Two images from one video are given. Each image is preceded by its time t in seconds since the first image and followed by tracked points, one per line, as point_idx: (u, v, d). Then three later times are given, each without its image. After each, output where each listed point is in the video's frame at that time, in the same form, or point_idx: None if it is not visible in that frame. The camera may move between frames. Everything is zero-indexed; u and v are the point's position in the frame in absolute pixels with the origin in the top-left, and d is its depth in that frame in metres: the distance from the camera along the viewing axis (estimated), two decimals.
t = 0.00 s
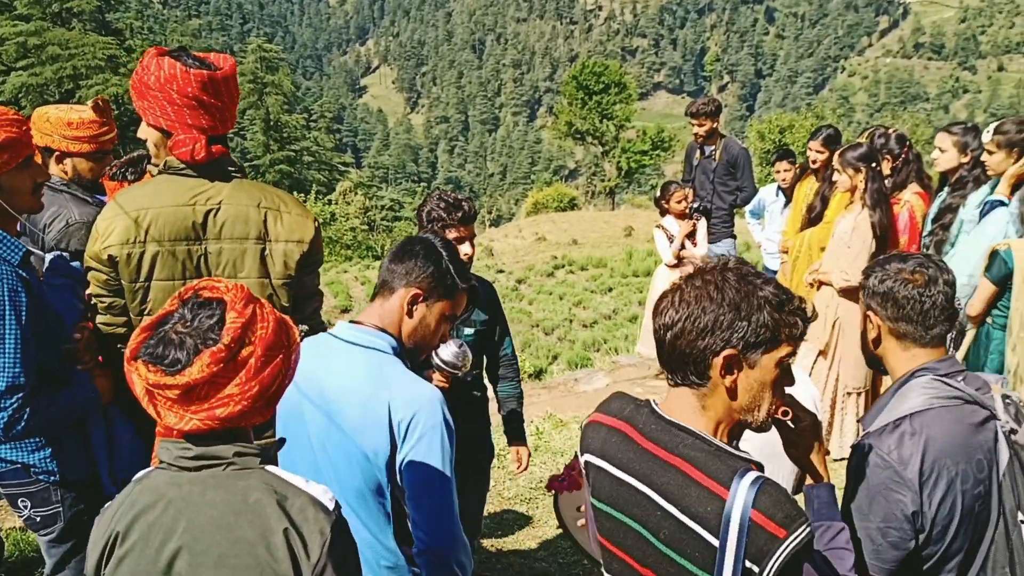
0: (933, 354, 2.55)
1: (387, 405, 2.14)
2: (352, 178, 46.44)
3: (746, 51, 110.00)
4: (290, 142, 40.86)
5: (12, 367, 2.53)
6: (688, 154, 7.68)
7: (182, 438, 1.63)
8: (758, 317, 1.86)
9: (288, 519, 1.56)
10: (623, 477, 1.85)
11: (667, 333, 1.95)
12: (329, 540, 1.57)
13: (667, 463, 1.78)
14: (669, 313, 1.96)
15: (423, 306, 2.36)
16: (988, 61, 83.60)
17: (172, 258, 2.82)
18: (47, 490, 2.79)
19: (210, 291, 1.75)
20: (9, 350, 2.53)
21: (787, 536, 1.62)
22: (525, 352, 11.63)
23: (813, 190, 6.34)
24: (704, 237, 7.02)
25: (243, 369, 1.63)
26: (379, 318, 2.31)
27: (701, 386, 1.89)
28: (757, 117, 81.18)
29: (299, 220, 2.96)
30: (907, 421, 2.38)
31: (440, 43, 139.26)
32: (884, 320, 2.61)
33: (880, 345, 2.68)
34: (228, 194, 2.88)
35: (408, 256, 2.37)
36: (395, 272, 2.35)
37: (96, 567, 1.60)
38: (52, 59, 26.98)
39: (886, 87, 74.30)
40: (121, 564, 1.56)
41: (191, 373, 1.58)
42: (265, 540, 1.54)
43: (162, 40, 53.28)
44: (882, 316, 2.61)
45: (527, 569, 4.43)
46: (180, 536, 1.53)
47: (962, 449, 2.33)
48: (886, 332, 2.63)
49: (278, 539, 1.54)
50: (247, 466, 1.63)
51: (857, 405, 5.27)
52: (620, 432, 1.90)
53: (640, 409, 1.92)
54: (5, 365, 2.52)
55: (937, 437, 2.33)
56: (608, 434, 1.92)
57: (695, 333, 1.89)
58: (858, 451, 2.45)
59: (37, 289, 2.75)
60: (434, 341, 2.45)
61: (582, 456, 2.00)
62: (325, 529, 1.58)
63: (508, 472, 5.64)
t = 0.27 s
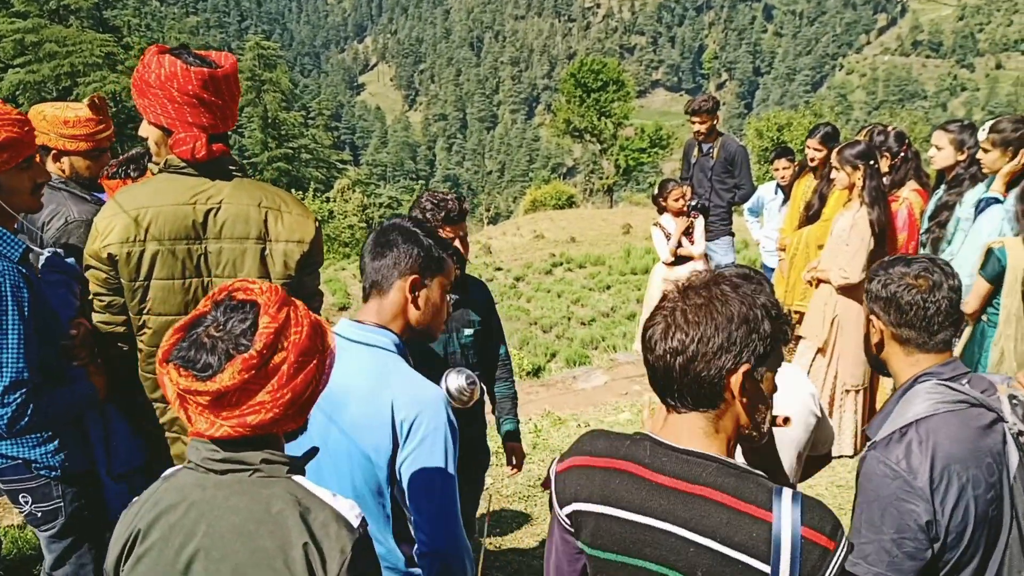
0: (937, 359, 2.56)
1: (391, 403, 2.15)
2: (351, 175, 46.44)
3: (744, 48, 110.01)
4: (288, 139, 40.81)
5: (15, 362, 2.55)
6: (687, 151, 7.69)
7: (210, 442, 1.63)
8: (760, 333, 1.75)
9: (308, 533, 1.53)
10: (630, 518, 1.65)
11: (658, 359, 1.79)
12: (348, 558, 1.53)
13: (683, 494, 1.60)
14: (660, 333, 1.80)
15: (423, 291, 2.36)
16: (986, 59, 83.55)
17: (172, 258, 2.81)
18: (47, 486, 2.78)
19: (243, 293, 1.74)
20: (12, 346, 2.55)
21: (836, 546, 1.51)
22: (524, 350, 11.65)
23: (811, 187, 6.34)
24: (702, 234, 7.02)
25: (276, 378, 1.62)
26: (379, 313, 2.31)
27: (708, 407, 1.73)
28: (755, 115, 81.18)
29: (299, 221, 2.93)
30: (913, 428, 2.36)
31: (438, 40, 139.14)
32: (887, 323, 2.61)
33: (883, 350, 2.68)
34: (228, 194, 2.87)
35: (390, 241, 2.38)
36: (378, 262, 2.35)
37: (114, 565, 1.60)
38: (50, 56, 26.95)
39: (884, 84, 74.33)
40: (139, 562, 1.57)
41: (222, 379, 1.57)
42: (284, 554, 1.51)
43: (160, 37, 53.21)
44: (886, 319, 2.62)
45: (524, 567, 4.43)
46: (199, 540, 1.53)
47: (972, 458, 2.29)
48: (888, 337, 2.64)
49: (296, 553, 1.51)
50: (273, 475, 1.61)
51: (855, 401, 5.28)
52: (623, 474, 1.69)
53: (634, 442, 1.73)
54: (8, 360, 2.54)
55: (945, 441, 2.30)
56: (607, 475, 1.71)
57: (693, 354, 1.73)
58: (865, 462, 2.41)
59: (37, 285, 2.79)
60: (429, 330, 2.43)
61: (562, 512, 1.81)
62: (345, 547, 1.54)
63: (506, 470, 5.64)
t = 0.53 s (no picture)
0: (950, 358, 2.53)
1: (431, 421, 2.18)
2: (349, 174, 46.40)
3: (742, 47, 110.03)
4: (286, 138, 40.76)
5: (21, 357, 2.60)
6: (685, 151, 7.70)
7: (231, 441, 1.68)
8: (748, 343, 1.75)
9: (328, 540, 1.56)
10: (650, 552, 1.57)
11: (655, 380, 1.76)
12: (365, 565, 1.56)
13: (710, 518, 1.55)
14: (652, 358, 1.77)
15: (441, 293, 2.38)
16: (984, 58, 83.54)
17: (172, 258, 2.80)
18: (46, 481, 2.81)
19: (268, 293, 1.80)
20: (18, 343, 2.60)
21: (860, 544, 1.55)
22: (522, 349, 11.66)
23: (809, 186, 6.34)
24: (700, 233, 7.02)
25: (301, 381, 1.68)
26: (405, 330, 2.32)
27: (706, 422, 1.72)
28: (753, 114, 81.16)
29: (300, 222, 2.93)
30: (929, 429, 2.35)
31: (436, 39, 139.06)
32: (899, 322, 2.61)
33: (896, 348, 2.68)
34: (228, 193, 2.87)
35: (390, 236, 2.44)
36: (382, 262, 2.32)
37: (127, 561, 1.63)
38: (48, 55, 26.91)
39: (882, 84, 74.33)
40: (152, 560, 1.60)
41: (243, 382, 1.63)
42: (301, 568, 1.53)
43: (158, 35, 53.14)
44: (898, 317, 2.62)
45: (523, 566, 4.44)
46: (216, 540, 1.56)
47: (987, 456, 2.31)
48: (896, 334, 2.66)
49: (314, 559, 1.54)
50: (293, 478, 1.66)
51: (854, 401, 5.31)
52: (631, 505, 1.61)
53: (636, 469, 1.66)
54: (15, 355, 2.60)
55: (960, 444, 2.31)
56: (615, 511, 1.62)
57: (689, 367, 1.72)
58: (879, 464, 2.42)
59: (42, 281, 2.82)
60: (440, 322, 2.44)
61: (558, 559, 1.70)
62: (362, 558, 1.57)
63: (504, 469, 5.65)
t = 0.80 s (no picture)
0: (969, 358, 2.50)
1: (461, 438, 2.16)
2: (347, 172, 46.36)
3: (741, 45, 109.98)
4: (285, 135, 40.74)
5: (19, 349, 2.59)
6: (683, 149, 7.69)
7: (236, 439, 1.70)
8: (753, 347, 1.77)
9: (342, 536, 1.61)
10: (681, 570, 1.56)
11: (661, 385, 1.76)
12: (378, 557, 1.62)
13: (743, 528, 1.56)
14: (665, 366, 1.76)
15: (477, 307, 2.39)
16: (982, 56, 83.51)
17: (171, 257, 2.80)
18: (41, 475, 2.77)
19: (273, 290, 1.83)
20: (15, 336, 2.58)
21: (880, 537, 1.62)
22: (520, 346, 11.67)
23: (808, 185, 6.33)
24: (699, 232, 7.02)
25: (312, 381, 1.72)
26: (435, 344, 2.31)
27: (720, 429, 1.72)
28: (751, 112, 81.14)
29: (299, 221, 2.91)
30: (940, 422, 2.36)
31: (434, 37, 138.95)
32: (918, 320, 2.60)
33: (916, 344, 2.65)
34: (227, 192, 2.86)
35: (430, 244, 2.40)
36: (419, 271, 2.31)
37: (129, 559, 1.64)
38: (46, 52, 26.84)
39: (881, 82, 74.34)
40: (157, 559, 1.61)
41: (256, 380, 1.66)
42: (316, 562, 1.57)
43: (156, 33, 53.07)
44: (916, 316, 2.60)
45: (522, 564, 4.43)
46: (225, 538, 1.59)
47: (997, 455, 2.30)
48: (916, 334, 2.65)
49: (327, 553, 1.59)
50: (301, 474, 1.71)
51: (852, 399, 5.32)
52: (661, 525, 1.59)
53: (648, 490, 1.65)
54: (12, 348, 2.58)
55: (969, 440, 2.31)
56: (639, 533, 1.60)
57: (707, 370, 1.71)
58: (887, 455, 2.42)
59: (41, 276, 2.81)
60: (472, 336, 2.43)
61: None
62: (376, 548, 1.63)
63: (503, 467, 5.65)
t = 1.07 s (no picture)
0: (975, 358, 2.54)
1: (468, 449, 2.14)
2: (346, 170, 46.32)
3: (739, 44, 110.05)
4: (283, 134, 40.71)
5: (16, 340, 2.60)
6: (682, 147, 7.69)
7: (213, 430, 1.74)
8: (799, 348, 1.81)
9: (315, 526, 1.65)
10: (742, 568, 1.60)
11: (708, 387, 1.79)
12: (351, 546, 1.66)
13: (800, 526, 1.61)
14: (721, 373, 1.76)
15: (486, 312, 2.40)
16: (981, 55, 83.53)
17: (168, 255, 2.80)
18: (36, 467, 2.77)
19: (250, 285, 1.88)
20: (14, 325, 2.59)
21: (925, 525, 1.70)
22: (521, 345, 11.71)
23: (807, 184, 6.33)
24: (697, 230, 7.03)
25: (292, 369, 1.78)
26: (446, 349, 2.32)
27: (770, 433, 1.76)
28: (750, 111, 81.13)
29: (295, 220, 2.93)
30: (942, 421, 2.37)
31: (434, 35, 138.83)
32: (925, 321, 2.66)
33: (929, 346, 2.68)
34: (224, 190, 2.86)
35: (441, 250, 2.42)
36: (429, 275, 2.32)
37: (107, 553, 1.67)
38: (44, 51, 26.80)
39: (879, 81, 74.31)
40: (135, 552, 1.65)
41: (241, 370, 1.70)
42: (287, 555, 1.61)
43: (155, 32, 53.03)
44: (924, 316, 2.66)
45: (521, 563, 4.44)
46: (200, 531, 1.63)
47: (997, 457, 2.30)
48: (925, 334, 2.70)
49: (301, 542, 1.62)
50: (274, 466, 1.75)
51: (851, 398, 5.32)
52: (719, 526, 1.61)
53: (699, 492, 1.67)
54: (10, 339, 2.59)
55: (969, 438, 2.31)
56: (693, 535, 1.62)
57: (762, 376, 1.74)
58: (887, 450, 2.43)
59: (43, 268, 2.82)
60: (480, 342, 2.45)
61: None
62: (349, 537, 1.66)
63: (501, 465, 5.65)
